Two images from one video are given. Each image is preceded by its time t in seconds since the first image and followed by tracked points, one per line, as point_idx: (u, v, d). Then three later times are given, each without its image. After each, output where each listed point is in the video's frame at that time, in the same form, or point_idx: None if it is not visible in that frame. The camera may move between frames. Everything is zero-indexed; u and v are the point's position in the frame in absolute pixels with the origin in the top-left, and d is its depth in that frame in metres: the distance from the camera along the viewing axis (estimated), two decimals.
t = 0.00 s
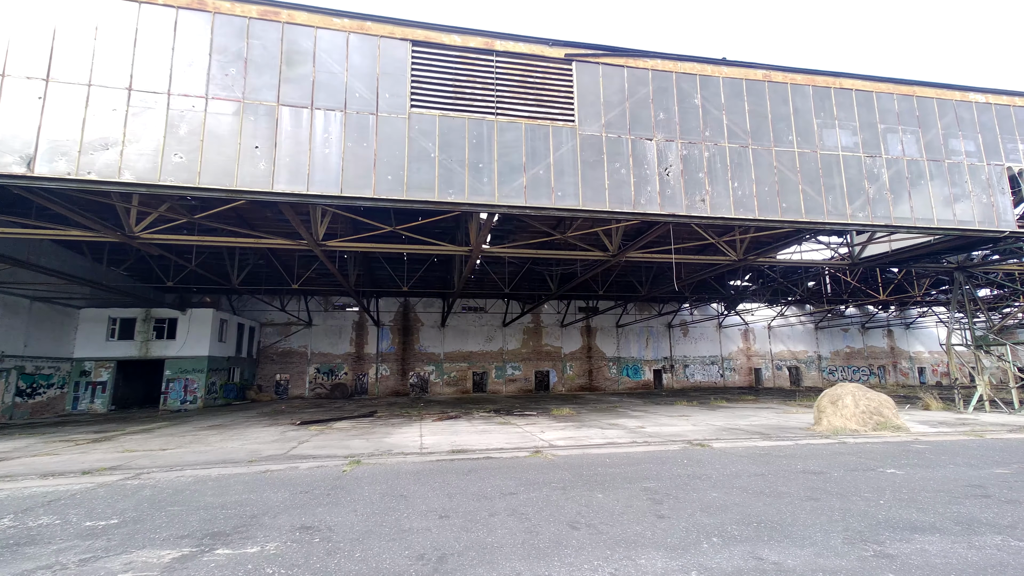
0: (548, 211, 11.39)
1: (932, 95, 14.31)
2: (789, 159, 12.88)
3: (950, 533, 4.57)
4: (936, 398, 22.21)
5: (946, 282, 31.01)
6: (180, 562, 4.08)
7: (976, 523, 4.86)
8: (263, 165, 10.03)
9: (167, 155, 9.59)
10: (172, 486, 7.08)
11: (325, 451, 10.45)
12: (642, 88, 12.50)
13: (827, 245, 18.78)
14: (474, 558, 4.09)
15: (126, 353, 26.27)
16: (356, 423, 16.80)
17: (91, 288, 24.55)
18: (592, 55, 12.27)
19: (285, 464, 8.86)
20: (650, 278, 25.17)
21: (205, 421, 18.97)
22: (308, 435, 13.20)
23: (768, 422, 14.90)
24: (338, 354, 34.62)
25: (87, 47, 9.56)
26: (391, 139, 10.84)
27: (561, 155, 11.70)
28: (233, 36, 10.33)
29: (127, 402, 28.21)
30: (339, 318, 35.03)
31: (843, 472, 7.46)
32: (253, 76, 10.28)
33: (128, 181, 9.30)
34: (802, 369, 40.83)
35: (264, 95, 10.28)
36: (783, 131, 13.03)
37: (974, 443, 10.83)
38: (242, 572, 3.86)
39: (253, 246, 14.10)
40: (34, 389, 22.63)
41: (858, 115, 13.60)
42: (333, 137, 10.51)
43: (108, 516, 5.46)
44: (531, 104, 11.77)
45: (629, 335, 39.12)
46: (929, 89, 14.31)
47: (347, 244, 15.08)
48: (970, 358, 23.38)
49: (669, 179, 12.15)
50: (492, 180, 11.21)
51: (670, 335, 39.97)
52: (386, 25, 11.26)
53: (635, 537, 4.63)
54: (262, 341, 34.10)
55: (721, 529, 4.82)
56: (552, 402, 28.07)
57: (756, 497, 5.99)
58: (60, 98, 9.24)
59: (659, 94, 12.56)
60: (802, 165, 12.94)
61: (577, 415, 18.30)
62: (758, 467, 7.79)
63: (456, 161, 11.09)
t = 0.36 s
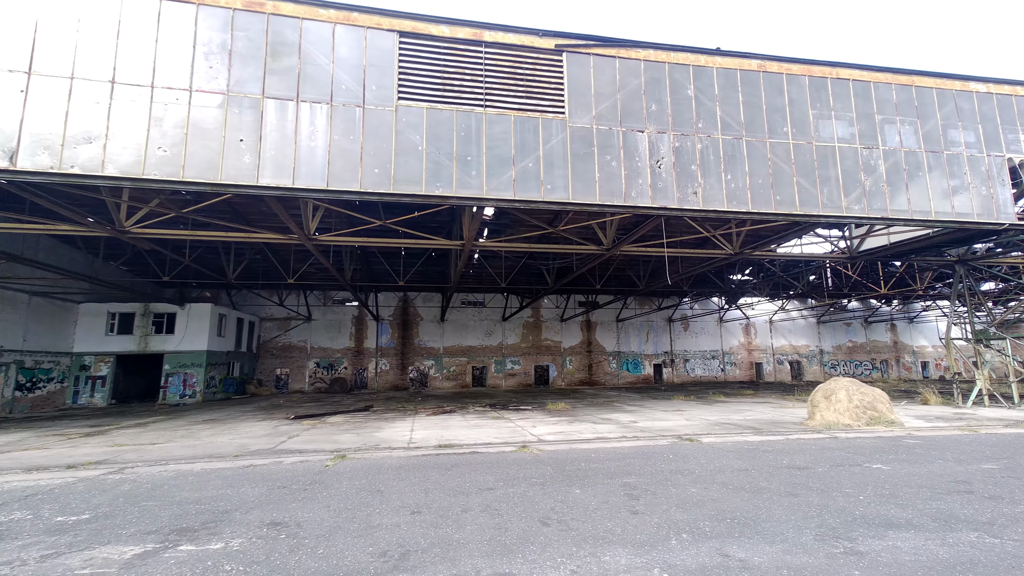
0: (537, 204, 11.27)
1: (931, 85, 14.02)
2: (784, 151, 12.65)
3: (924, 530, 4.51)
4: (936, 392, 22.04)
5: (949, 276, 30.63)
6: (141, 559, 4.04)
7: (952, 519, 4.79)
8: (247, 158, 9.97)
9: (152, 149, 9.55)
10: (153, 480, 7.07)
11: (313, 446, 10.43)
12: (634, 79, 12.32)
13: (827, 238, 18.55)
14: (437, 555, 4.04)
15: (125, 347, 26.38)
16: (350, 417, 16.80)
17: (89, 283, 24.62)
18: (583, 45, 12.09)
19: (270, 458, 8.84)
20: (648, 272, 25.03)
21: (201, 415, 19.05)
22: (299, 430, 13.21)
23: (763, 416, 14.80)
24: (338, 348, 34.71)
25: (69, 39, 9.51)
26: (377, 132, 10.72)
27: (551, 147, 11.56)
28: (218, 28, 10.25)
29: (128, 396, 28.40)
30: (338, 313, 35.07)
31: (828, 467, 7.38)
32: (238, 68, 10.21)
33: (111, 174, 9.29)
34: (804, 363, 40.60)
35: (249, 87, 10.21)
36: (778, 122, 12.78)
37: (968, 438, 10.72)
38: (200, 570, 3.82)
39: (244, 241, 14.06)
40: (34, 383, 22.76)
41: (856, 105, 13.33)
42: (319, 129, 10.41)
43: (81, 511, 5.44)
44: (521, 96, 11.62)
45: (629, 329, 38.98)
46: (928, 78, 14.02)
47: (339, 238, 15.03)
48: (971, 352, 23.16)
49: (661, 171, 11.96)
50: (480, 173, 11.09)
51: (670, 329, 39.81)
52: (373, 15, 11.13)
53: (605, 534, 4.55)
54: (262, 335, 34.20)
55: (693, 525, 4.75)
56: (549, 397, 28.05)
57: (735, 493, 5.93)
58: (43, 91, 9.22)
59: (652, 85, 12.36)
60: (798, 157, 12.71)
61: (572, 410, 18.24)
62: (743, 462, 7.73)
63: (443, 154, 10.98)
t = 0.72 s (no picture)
0: (522, 196, 11.11)
1: (924, 75, 13.80)
2: (773, 142, 12.46)
3: (896, 525, 4.42)
4: (928, 386, 22.03)
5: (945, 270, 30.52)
6: (88, 557, 3.91)
7: (925, 514, 4.71)
8: (225, 147, 9.83)
9: (126, 137, 9.45)
10: (124, 475, 6.96)
11: (294, 440, 10.32)
12: (622, 68, 12.11)
13: (820, 231, 18.42)
14: (393, 552, 3.91)
15: (115, 341, 26.21)
16: (339, 411, 16.69)
17: (78, 276, 24.40)
18: (570, 34, 11.88)
19: (248, 453, 8.73)
20: (642, 266, 24.89)
21: (190, 409, 18.92)
22: (284, 424, 13.07)
23: (752, 410, 14.74)
24: (332, 342, 34.60)
25: (41, 25, 9.37)
26: (359, 121, 10.53)
27: (537, 138, 11.38)
28: (194, 14, 10.10)
29: (119, 390, 28.23)
30: (332, 307, 34.93)
31: (809, 461, 7.29)
32: (215, 56, 10.05)
33: (85, 164, 9.19)
34: (799, 357, 40.59)
35: (226, 75, 10.05)
36: (768, 113, 12.59)
37: (954, 432, 10.68)
38: (145, 569, 3.68)
39: (228, 233, 13.88)
40: (22, 377, 22.60)
41: (847, 96, 13.12)
42: (298, 119, 10.23)
43: (41, 508, 5.32)
44: (506, 85, 11.41)
45: (624, 323, 38.89)
46: (921, 68, 13.82)
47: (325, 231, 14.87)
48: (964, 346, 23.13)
49: (648, 162, 11.76)
50: (464, 163, 10.91)
51: (666, 323, 39.72)
52: (354, 2, 10.91)
53: (571, 529, 4.45)
54: (255, 329, 34.06)
55: (663, 521, 4.66)
56: (543, 390, 28.00)
57: (711, 487, 5.84)
58: (15, 78, 9.13)
59: (640, 74, 12.16)
60: (788, 148, 12.52)
61: (563, 404, 18.17)
62: (724, 456, 7.66)
63: (426, 145, 10.79)
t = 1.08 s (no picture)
0: (502, 185, 10.92)
1: (912, 65, 13.51)
2: (759, 132, 12.28)
3: (857, 518, 4.38)
4: (912, 377, 22.18)
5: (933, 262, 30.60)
6: (22, 555, 3.77)
7: (888, 507, 4.67)
8: (195, 133, 9.57)
9: (91, 122, 9.18)
10: (87, 469, 6.81)
11: (270, 433, 10.17)
12: (606, 55, 11.88)
13: (808, 223, 18.33)
14: (341, 549, 3.79)
15: (98, 332, 25.83)
16: (322, 403, 16.55)
17: (58, 267, 23.95)
18: (553, 20, 11.62)
19: (219, 446, 8.58)
20: (631, 257, 24.76)
21: (172, 401, 18.71)
22: (264, 416, 12.92)
23: (736, 402, 14.76)
24: (321, 334, 34.35)
25: None
26: (334, 108, 10.27)
27: (518, 127, 11.16)
28: None
29: (104, 381, 27.95)
30: (322, 298, 34.63)
31: (783, 453, 7.26)
32: (184, 38, 9.74)
33: (47, 150, 8.92)
34: (789, 349, 40.80)
35: (196, 58, 9.76)
36: (754, 102, 12.40)
37: (933, 423, 10.72)
38: (79, 568, 3.54)
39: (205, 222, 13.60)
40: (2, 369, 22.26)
41: (834, 85, 12.92)
42: (271, 104, 9.97)
43: None
44: (487, 71, 11.16)
45: (616, 315, 38.85)
46: (909, 57, 13.53)
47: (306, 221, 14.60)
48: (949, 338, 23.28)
49: (632, 152, 11.58)
50: (444, 152, 10.69)
51: (657, 315, 39.70)
52: None
53: (529, 524, 4.35)
54: (243, 321, 33.74)
55: (625, 515, 4.58)
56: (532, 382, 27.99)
57: (680, 480, 5.78)
58: None
59: (624, 62, 11.94)
60: (773, 138, 12.35)
61: (549, 395, 18.12)
62: (699, 449, 7.60)
63: (405, 132, 10.55)
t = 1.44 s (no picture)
0: (474, 175, 10.72)
1: (886, 59, 13.50)
2: (735, 124, 12.24)
3: (806, 511, 4.38)
4: (886, 369, 22.63)
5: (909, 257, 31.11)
6: None
7: (838, 500, 4.68)
8: (152, 117, 9.24)
9: (40, 104, 8.81)
10: (31, 466, 6.55)
11: (235, 427, 9.92)
12: (582, 44, 11.69)
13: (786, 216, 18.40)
14: (273, 550, 3.63)
15: (67, 324, 25.04)
16: (296, 396, 16.29)
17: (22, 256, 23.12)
18: (528, 6, 11.39)
19: (179, 441, 8.34)
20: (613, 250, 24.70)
21: (143, 394, 18.27)
22: (232, 410, 12.63)
23: (711, 394, 14.88)
24: (302, 326, 33.86)
25: None
26: (300, 93, 9.95)
27: (491, 116, 10.95)
28: None
29: (75, 374, 27.18)
30: (302, 290, 34.07)
31: (746, 446, 7.28)
32: (139, 17, 9.35)
33: None
34: (770, 342, 41.34)
35: (153, 39, 9.39)
36: (730, 94, 12.34)
37: (898, 414, 10.92)
38: None
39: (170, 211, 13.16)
40: None
41: (810, 78, 12.90)
42: (234, 88, 9.64)
43: None
44: (460, 58, 10.90)
45: (600, 308, 38.91)
46: (884, 52, 13.50)
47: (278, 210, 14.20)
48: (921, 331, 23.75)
49: (606, 142, 11.45)
50: (414, 140, 10.44)
51: (641, 308, 39.82)
52: None
53: (475, 521, 4.24)
54: (221, 313, 33.07)
55: (577, 509, 4.52)
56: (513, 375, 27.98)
57: (638, 474, 5.74)
58: None
59: (600, 51, 11.77)
60: (748, 131, 12.31)
61: (529, 388, 18.08)
62: (664, 441, 7.59)
63: (374, 120, 10.26)
